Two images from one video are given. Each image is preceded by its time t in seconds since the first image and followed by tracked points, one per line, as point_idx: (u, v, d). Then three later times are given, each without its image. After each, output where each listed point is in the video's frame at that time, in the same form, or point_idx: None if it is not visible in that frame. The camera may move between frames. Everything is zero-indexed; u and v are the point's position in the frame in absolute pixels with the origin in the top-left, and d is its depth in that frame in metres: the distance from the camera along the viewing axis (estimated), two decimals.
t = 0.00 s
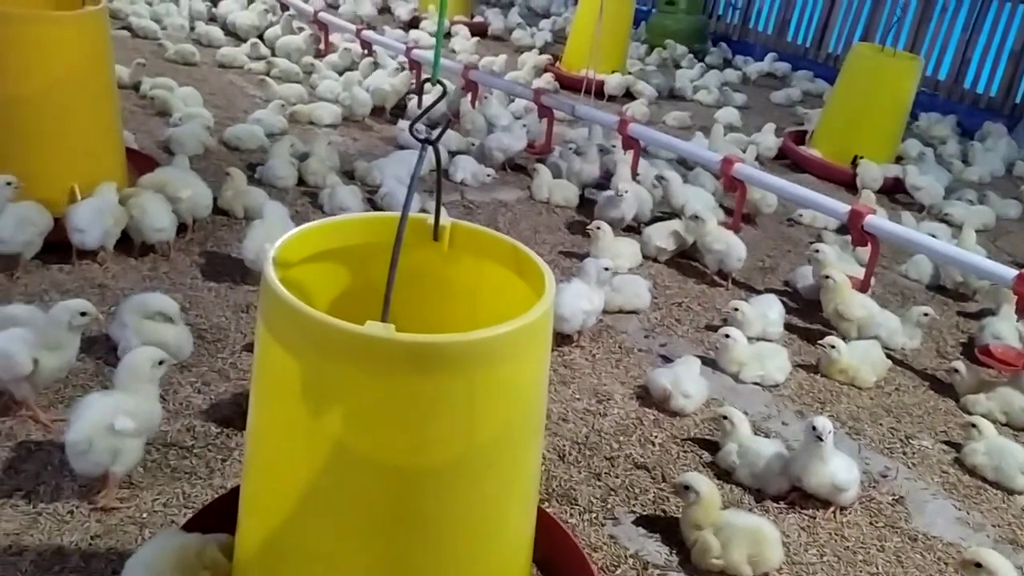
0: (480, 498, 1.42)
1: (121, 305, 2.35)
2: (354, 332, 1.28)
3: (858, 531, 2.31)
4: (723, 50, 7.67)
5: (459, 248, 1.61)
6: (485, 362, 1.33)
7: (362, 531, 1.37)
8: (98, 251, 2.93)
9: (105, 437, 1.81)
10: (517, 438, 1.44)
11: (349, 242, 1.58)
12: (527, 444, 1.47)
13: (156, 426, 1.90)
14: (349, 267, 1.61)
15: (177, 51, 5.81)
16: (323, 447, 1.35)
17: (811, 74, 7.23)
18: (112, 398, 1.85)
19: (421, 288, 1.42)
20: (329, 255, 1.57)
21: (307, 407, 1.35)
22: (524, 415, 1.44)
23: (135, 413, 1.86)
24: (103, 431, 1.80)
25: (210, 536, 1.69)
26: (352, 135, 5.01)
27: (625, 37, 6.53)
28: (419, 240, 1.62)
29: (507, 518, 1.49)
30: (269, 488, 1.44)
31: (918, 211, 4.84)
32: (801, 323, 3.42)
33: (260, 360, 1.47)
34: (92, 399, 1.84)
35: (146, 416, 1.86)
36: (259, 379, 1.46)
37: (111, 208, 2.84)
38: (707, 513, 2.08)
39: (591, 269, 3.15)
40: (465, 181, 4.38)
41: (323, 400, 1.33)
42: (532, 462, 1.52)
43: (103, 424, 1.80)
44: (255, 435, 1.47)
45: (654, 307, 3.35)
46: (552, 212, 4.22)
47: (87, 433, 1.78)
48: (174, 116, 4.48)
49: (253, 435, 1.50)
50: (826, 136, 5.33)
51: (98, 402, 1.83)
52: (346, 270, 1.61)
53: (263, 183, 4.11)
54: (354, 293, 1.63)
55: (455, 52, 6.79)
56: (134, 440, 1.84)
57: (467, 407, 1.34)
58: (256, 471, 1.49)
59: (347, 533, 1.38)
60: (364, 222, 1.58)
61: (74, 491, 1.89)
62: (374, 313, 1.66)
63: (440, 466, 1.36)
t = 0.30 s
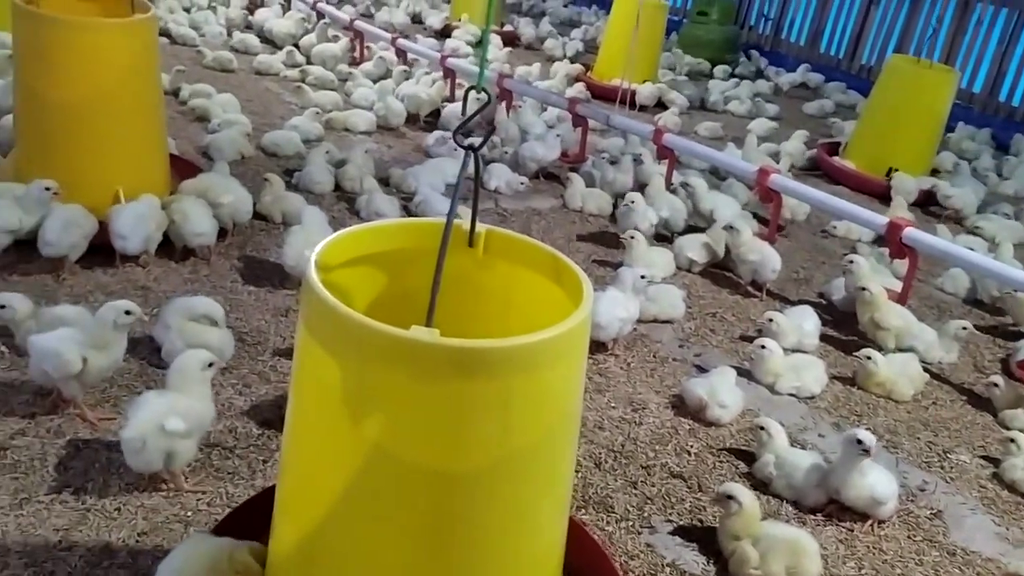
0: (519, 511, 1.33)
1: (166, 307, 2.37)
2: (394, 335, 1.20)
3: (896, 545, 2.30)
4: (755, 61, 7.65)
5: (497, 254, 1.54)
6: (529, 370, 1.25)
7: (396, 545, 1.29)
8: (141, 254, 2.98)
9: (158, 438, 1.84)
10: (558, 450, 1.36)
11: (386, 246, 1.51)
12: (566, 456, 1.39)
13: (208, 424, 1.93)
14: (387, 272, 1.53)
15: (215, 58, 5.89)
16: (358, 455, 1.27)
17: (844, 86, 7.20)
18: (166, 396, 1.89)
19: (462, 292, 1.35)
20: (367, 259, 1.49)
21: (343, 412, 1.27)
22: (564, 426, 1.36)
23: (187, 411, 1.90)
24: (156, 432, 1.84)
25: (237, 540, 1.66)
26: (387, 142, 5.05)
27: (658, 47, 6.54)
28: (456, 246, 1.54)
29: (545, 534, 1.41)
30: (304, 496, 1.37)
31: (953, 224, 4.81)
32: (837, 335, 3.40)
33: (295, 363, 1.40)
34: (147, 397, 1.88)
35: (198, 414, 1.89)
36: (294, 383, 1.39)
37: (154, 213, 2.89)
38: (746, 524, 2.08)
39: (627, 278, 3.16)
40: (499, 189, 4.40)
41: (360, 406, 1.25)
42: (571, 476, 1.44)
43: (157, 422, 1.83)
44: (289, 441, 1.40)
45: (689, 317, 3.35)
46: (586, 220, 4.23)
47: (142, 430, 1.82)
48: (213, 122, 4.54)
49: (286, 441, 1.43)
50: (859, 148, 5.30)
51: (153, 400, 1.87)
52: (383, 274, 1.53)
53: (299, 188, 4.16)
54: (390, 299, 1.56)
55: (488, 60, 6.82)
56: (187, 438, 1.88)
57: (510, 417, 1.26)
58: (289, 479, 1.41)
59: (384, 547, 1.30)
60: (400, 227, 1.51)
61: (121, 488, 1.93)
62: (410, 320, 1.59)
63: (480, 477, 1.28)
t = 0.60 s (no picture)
0: (538, 524, 1.32)
1: (197, 315, 2.41)
2: (418, 345, 1.20)
3: (923, 562, 2.28)
4: (782, 73, 7.63)
5: (518, 267, 1.53)
6: (552, 382, 1.24)
7: (416, 557, 1.28)
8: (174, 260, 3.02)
9: (192, 442, 1.87)
10: (578, 462, 1.35)
11: (408, 259, 1.49)
12: (585, 470, 1.38)
13: (241, 430, 1.95)
14: (409, 284, 1.52)
15: (246, 67, 5.96)
16: (380, 465, 1.27)
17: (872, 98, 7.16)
18: (200, 402, 1.92)
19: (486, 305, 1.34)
20: (390, 271, 1.48)
21: (365, 422, 1.26)
22: (585, 439, 1.35)
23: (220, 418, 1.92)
24: (190, 436, 1.86)
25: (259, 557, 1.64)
26: (415, 152, 5.09)
27: (685, 57, 6.54)
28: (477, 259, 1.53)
29: (562, 547, 1.39)
30: (324, 506, 1.36)
31: (982, 239, 4.77)
32: (864, 349, 3.39)
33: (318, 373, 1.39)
34: (182, 402, 1.91)
35: (231, 420, 1.91)
36: (316, 393, 1.39)
37: (189, 220, 2.94)
38: (774, 539, 2.08)
39: (655, 289, 3.16)
40: (525, 200, 4.42)
41: (383, 416, 1.25)
42: (589, 489, 1.43)
43: (192, 427, 1.86)
44: (310, 450, 1.40)
45: (715, 329, 3.34)
46: (612, 231, 4.24)
47: (177, 434, 1.85)
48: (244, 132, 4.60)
49: (307, 450, 1.42)
50: (889, 162, 5.26)
51: (188, 405, 1.90)
52: (405, 286, 1.52)
53: (328, 197, 4.19)
54: (411, 311, 1.54)
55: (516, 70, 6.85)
56: (220, 444, 1.90)
57: (531, 430, 1.25)
58: (308, 489, 1.41)
59: (402, 558, 1.29)
60: (423, 240, 1.50)
61: (154, 492, 1.96)
62: (431, 332, 1.58)
63: (501, 489, 1.27)
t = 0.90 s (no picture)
0: (560, 532, 1.32)
1: (223, 319, 2.43)
2: (445, 353, 1.20)
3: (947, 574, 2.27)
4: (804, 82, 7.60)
5: (541, 276, 1.53)
6: (578, 390, 1.24)
7: (439, 563, 1.29)
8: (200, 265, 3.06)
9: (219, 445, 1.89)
10: (602, 470, 1.35)
11: (431, 266, 1.50)
12: (608, 478, 1.38)
13: (267, 433, 1.97)
14: (431, 291, 1.53)
15: (270, 74, 6.00)
16: (405, 471, 1.27)
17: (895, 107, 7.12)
18: (228, 405, 1.94)
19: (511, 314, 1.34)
20: (412, 278, 1.49)
21: (390, 428, 1.27)
22: (608, 447, 1.35)
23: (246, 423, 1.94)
24: (217, 439, 1.88)
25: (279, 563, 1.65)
26: (436, 158, 5.11)
27: (707, 65, 6.54)
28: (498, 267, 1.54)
29: (583, 555, 1.39)
30: (347, 511, 1.36)
31: (1007, 249, 4.74)
32: (887, 358, 3.38)
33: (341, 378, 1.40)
34: (209, 405, 1.93)
35: (257, 424, 1.93)
36: (340, 399, 1.39)
37: (215, 225, 2.97)
38: (797, 549, 2.07)
39: (678, 298, 3.15)
40: (547, 207, 4.43)
41: (408, 423, 1.25)
42: (610, 497, 1.43)
43: (219, 431, 1.88)
44: (333, 454, 1.40)
45: (737, 338, 3.34)
46: (633, 239, 4.24)
47: (204, 438, 1.87)
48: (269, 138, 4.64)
49: (330, 455, 1.43)
50: (912, 171, 5.24)
51: (215, 408, 1.92)
52: (427, 293, 1.52)
53: (351, 203, 4.22)
54: (433, 319, 1.55)
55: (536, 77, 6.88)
56: (247, 447, 1.92)
57: (558, 437, 1.25)
58: (331, 494, 1.42)
59: (424, 564, 1.29)
60: (445, 249, 1.51)
61: (180, 494, 1.98)
62: (452, 340, 1.59)
63: (525, 497, 1.27)
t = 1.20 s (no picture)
0: (595, 543, 1.33)
1: (251, 327, 2.45)
2: (482, 367, 1.20)
3: None
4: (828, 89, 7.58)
5: (572, 286, 1.54)
6: (613, 403, 1.25)
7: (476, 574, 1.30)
8: (227, 273, 3.09)
9: (247, 451, 1.91)
10: (636, 482, 1.36)
11: (464, 276, 1.51)
12: (642, 489, 1.39)
13: (295, 440, 1.99)
14: (464, 301, 1.54)
15: (295, 84, 6.06)
16: (441, 483, 1.28)
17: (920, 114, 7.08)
18: (256, 412, 1.96)
19: (545, 327, 1.35)
20: (446, 290, 1.50)
21: (426, 440, 1.28)
22: (642, 458, 1.35)
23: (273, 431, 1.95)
24: (245, 446, 1.90)
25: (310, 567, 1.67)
26: (460, 167, 5.13)
27: (730, 71, 6.54)
28: (529, 277, 1.55)
29: (618, 565, 1.40)
30: (382, 522, 1.38)
31: None
32: (913, 367, 3.35)
33: (377, 389, 1.41)
34: (238, 412, 1.95)
35: (286, 431, 1.95)
36: (376, 409, 1.41)
37: (243, 234, 3.00)
38: (825, 559, 2.06)
39: (703, 307, 3.14)
40: (569, 215, 4.43)
41: (445, 436, 1.26)
42: (644, 507, 1.43)
43: (247, 438, 1.90)
44: (370, 464, 1.42)
45: (762, 346, 3.33)
46: (657, 247, 4.24)
47: (232, 445, 1.89)
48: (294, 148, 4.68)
49: (366, 464, 1.44)
50: (937, 179, 5.21)
51: (243, 415, 1.94)
52: (460, 304, 1.54)
53: (376, 211, 4.24)
54: (465, 329, 1.56)
55: (559, 86, 6.89)
56: (274, 455, 1.94)
57: (594, 450, 1.26)
58: (367, 504, 1.43)
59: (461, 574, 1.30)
60: (477, 260, 1.52)
61: (210, 500, 2.00)
62: (484, 350, 1.60)
63: (561, 509, 1.27)
